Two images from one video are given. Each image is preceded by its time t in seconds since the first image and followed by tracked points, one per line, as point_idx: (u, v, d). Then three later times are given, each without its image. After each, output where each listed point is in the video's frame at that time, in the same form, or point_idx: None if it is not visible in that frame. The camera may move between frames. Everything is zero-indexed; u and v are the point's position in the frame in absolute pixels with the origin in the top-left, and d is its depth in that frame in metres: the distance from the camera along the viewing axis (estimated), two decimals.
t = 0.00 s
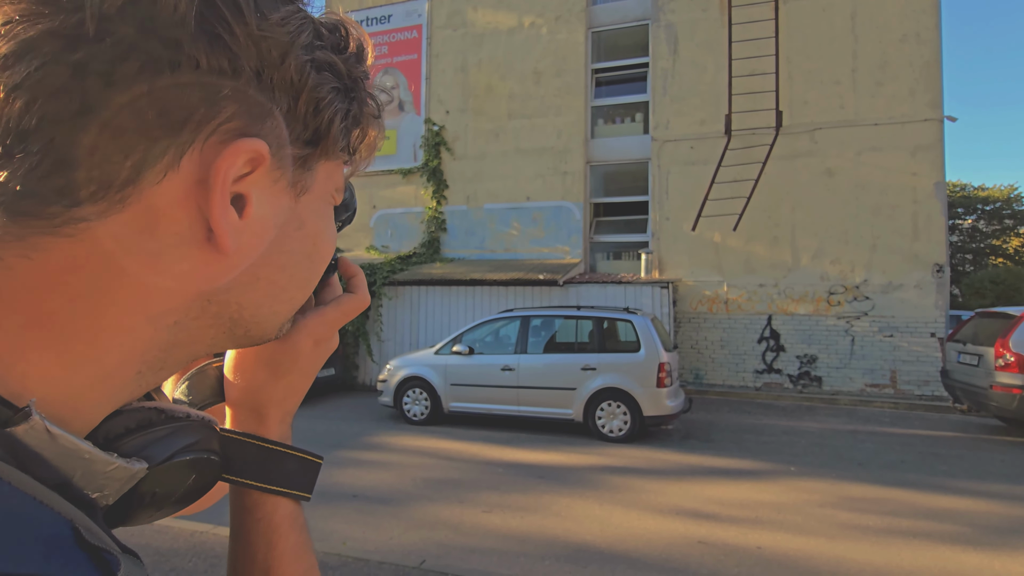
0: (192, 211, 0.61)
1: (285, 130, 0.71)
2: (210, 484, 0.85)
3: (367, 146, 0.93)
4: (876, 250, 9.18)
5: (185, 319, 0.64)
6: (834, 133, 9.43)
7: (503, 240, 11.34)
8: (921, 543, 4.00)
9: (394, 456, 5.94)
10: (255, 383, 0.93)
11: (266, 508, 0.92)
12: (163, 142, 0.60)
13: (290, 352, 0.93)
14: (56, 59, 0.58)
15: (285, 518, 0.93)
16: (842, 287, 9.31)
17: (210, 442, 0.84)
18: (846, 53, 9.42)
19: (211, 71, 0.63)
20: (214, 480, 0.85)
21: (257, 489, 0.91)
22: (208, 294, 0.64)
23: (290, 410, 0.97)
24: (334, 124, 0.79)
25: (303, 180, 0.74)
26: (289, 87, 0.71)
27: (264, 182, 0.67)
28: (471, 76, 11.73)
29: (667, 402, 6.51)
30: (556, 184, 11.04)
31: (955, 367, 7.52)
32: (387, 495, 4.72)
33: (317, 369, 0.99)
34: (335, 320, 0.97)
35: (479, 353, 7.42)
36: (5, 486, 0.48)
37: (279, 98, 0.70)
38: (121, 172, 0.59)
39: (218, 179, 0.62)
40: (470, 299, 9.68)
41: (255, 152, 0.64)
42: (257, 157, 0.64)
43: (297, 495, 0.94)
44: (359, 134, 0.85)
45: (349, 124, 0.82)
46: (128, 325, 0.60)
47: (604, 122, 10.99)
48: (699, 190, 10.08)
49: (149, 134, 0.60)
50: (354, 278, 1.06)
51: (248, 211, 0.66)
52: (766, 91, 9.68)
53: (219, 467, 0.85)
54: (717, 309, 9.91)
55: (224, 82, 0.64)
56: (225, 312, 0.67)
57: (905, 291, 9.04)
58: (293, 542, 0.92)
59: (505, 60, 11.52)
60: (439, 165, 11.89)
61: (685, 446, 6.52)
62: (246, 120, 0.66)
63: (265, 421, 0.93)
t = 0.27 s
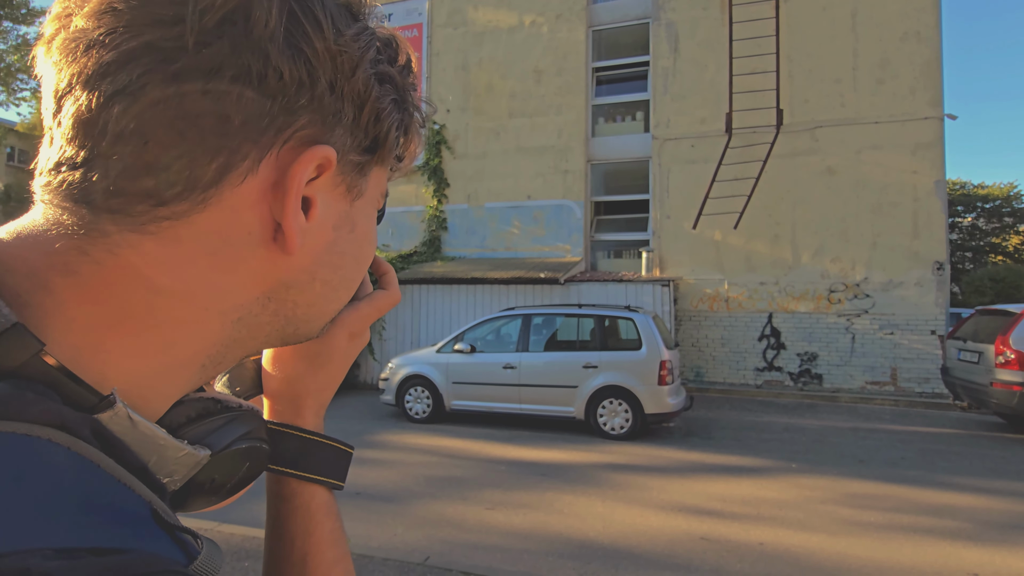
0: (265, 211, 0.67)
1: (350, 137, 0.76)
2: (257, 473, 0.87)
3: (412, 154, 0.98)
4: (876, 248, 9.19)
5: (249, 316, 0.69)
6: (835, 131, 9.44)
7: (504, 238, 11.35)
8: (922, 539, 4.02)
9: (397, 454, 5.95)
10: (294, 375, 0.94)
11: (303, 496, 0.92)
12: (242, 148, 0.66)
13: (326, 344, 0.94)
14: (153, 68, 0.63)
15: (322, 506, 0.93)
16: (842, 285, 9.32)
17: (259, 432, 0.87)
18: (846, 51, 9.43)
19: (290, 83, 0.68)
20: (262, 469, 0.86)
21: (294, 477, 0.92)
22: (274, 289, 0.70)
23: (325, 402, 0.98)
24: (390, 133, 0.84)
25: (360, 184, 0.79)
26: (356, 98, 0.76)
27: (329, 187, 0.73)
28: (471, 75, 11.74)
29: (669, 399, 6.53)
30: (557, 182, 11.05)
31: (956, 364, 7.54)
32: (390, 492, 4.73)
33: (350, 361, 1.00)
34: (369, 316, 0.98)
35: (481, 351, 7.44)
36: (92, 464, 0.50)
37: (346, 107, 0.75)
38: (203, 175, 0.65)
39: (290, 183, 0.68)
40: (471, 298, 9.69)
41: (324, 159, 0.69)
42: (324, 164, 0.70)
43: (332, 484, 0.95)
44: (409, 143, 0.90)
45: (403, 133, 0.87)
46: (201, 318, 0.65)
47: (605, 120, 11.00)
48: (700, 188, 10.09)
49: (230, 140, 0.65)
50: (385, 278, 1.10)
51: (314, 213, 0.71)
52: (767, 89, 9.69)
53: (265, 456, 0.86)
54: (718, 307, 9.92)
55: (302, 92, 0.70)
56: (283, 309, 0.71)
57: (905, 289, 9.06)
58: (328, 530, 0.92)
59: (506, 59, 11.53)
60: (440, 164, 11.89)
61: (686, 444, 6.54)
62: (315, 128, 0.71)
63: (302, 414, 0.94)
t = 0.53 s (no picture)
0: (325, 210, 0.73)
1: (403, 141, 0.82)
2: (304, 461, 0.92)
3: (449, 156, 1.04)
4: (874, 245, 9.25)
5: (303, 311, 0.76)
6: (833, 129, 9.49)
7: (504, 236, 11.38)
8: (919, 533, 4.07)
9: (399, 451, 5.99)
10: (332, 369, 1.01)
11: (340, 484, 0.98)
12: (311, 149, 0.71)
13: (360, 338, 1.01)
14: (233, 72, 0.68)
15: (358, 493, 0.99)
16: (840, 282, 9.38)
17: (307, 421, 0.93)
18: (845, 50, 9.47)
19: (358, 88, 0.74)
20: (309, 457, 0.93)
21: (332, 465, 0.98)
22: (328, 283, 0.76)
23: (359, 394, 1.05)
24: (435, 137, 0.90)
25: (407, 185, 0.85)
26: (411, 104, 0.83)
27: (383, 188, 0.78)
28: (471, 74, 11.75)
29: (668, 396, 6.57)
30: (556, 181, 11.08)
31: (953, 360, 7.60)
32: (393, 489, 4.77)
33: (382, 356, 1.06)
34: (399, 312, 1.05)
35: (482, 349, 7.48)
36: (180, 448, 0.57)
37: (401, 113, 0.81)
38: (275, 174, 0.70)
39: (352, 184, 0.73)
40: (472, 296, 9.73)
41: (383, 161, 0.75)
42: (382, 166, 0.76)
43: (367, 473, 1.01)
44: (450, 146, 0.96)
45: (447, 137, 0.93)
46: (266, 310, 0.72)
47: (604, 119, 11.03)
48: (699, 186, 10.13)
49: (300, 142, 0.70)
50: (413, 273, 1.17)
51: (370, 213, 0.77)
52: (766, 88, 9.72)
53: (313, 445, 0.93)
54: (717, 304, 9.98)
55: (367, 97, 0.75)
56: (332, 303, 0.78)
57: (903, 286, 9.12)
58: (364, 516, 0.98)
59: (505, 57, 11.55)
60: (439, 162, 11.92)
61: (686, 440, 6.59)
62: (375, 132, 0.77)
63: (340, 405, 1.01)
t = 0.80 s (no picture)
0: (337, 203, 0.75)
1: (409, 136, 0.85)
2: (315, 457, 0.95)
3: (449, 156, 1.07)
4: (870, 242, 9.30)
5: (312, 307, 0.77)
6: (829, 127, 9.53)
7: (501, 235, 11.40)
8: (915, 528, 4.11)
9: (398, 450, 6.00)
10: (336, 366, 1.06)
11: (348, 479, 1.01)
12: (322, 143, 0.73)
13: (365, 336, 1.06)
14: (246, 66, 0.70)
15: (363, 489, 1.02)
16: (836, 279, 9.43)
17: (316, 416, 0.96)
18: (841, 48, 9.51)
19: (368, 84, 0.77)
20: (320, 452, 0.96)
21: (340, 461, 1.01)
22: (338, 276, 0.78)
23: (360, 390, 1.10)
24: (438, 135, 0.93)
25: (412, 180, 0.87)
26: (417, 102, 0.86)
27: (390, 181, 0.81)
28: (468, 72, 11.75)
29: (666, 393, 6.61)
30: (554, 179, 11.10)
31: (948, 357, 7.65)
32: (393, 488, 4.79)
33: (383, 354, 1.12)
34: (400, 310, 1.10)
35: (480, 347, 7.50)
36: (196, 448, 0.59)
37: (407, 109, 0.84)
38: (287, 168, 0.72)
39: (363, 177, 0.76)
40: (470, 295, 9.74)
41: (392, 155, 0.78)
42: (390, 160, 0.78)
43: (371, 469, 1.04)
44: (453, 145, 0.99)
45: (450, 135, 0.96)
46: (279, 303, 0.74)
47: (601, 117, 11.05)
48: (696, 184, 10.16)
49: (312, 135, 0.72)
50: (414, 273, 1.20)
51: (378, 206, 0.79)
52: (762, 86, 9.75)
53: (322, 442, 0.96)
54: (714, 302, 10.02)
55: (376, 94, 0.78)
56: (341, 298, 0.80)
57: (898, 283, 9.17)
58: (370, 510, 1.01)
59: (502, 56, 11.55)
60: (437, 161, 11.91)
61: (684, 437, 6.63)
62: (384, 127, 0.80)
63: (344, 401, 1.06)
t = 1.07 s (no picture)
0: (317, 193, 0.76)
1: (388, 128, 0.85)
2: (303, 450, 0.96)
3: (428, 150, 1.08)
4: (866, 241, 9.33)
5: (298, 297, 0.77)
6: (826, 126, 9.56)
7: (499, 234, 11.40)
8: (910, 524, 4.14)
9: (396, 449, 6.01)
10: (316, 362, 1.08)
11: (330, 470, 1.02)
12: (303, 133, 0.74)
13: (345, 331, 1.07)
14: (224, 59, 0.71)
15: (347, 478, 1.03)
16: (833, 278, 9.46)
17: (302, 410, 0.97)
18: (838, 47, 9.54)
19: (345, 75, 0.77)
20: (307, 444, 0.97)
21: (322, 452, 1.02)
22: (322, 266, 0.78)
23: (343, 383, 1.12)
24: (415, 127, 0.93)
25: (392, 172, 0.87)
26: (394, 94, 0.86)
27: (370, 171, 0.81)
28: (466, 71, 11.75)
29: (663, 392, 6.63)
30: (551, 178, 11.11)
31: (944, 355, 7.69)
32: (391, 486, 4.80)
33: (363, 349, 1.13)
34: (382, 306, 1.09)
35: (478, 346, 7.51)
36: (183, 439, 0.59)
37: (384, 101, 0.84)
38: (269, 157, 0.73)
39: (342, 166, 0.76)
40: (467, 294, 9.74)
41: (370, 145, 0.78)
42: (369, 150, 0.78)
43: (354, 460, 1.05)
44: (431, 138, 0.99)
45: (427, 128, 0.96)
46: (262, 294, 0.74)
47: (599, 116, 11.06)
48: (693, 183, 10.18)
49: (292, 126, 0.73)
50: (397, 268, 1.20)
51: (359, 194, 0.79)
52: (759, 85, 9.77)
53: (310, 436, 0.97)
54: (711, 301, 10.05)
55: (354, 85, 0.79)
56: (325, 289, 0.80)
57: (895, 282, 9.20)
58: (355, 499, 1.02)
59: (500, 55, 11.55)
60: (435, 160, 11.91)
61: (681, 435, 6.65)
62: (362, 118, 0.80)
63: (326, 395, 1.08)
